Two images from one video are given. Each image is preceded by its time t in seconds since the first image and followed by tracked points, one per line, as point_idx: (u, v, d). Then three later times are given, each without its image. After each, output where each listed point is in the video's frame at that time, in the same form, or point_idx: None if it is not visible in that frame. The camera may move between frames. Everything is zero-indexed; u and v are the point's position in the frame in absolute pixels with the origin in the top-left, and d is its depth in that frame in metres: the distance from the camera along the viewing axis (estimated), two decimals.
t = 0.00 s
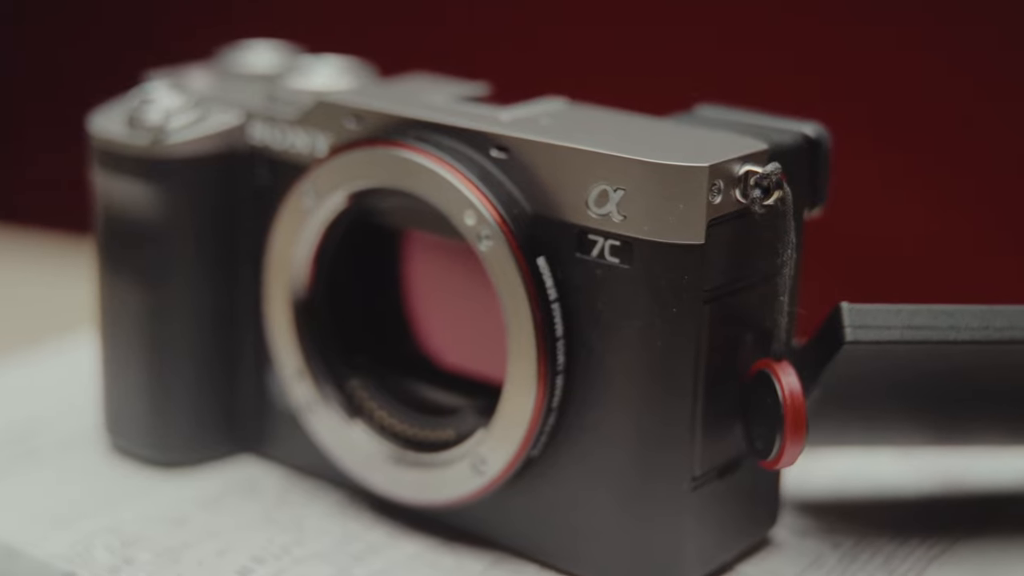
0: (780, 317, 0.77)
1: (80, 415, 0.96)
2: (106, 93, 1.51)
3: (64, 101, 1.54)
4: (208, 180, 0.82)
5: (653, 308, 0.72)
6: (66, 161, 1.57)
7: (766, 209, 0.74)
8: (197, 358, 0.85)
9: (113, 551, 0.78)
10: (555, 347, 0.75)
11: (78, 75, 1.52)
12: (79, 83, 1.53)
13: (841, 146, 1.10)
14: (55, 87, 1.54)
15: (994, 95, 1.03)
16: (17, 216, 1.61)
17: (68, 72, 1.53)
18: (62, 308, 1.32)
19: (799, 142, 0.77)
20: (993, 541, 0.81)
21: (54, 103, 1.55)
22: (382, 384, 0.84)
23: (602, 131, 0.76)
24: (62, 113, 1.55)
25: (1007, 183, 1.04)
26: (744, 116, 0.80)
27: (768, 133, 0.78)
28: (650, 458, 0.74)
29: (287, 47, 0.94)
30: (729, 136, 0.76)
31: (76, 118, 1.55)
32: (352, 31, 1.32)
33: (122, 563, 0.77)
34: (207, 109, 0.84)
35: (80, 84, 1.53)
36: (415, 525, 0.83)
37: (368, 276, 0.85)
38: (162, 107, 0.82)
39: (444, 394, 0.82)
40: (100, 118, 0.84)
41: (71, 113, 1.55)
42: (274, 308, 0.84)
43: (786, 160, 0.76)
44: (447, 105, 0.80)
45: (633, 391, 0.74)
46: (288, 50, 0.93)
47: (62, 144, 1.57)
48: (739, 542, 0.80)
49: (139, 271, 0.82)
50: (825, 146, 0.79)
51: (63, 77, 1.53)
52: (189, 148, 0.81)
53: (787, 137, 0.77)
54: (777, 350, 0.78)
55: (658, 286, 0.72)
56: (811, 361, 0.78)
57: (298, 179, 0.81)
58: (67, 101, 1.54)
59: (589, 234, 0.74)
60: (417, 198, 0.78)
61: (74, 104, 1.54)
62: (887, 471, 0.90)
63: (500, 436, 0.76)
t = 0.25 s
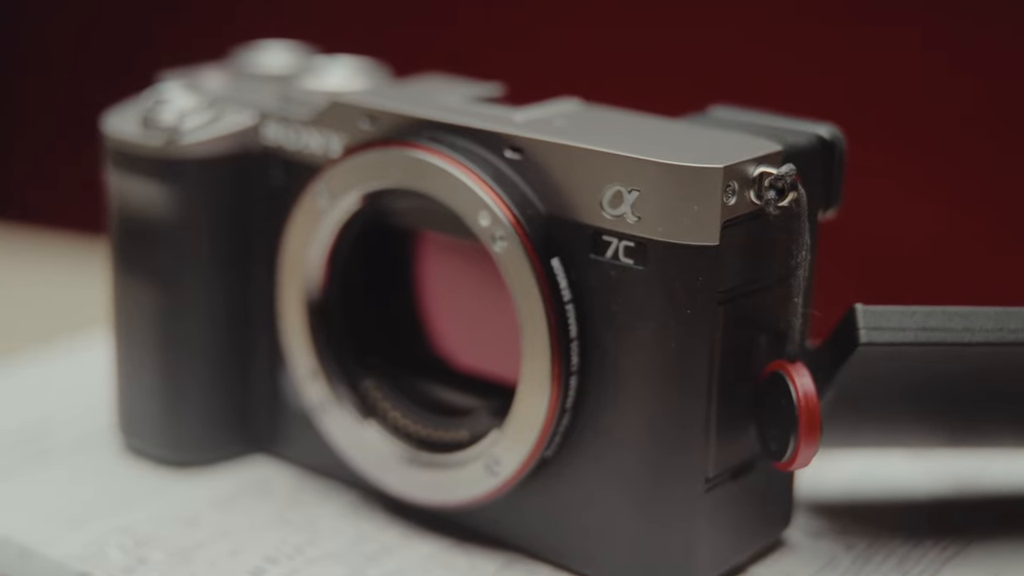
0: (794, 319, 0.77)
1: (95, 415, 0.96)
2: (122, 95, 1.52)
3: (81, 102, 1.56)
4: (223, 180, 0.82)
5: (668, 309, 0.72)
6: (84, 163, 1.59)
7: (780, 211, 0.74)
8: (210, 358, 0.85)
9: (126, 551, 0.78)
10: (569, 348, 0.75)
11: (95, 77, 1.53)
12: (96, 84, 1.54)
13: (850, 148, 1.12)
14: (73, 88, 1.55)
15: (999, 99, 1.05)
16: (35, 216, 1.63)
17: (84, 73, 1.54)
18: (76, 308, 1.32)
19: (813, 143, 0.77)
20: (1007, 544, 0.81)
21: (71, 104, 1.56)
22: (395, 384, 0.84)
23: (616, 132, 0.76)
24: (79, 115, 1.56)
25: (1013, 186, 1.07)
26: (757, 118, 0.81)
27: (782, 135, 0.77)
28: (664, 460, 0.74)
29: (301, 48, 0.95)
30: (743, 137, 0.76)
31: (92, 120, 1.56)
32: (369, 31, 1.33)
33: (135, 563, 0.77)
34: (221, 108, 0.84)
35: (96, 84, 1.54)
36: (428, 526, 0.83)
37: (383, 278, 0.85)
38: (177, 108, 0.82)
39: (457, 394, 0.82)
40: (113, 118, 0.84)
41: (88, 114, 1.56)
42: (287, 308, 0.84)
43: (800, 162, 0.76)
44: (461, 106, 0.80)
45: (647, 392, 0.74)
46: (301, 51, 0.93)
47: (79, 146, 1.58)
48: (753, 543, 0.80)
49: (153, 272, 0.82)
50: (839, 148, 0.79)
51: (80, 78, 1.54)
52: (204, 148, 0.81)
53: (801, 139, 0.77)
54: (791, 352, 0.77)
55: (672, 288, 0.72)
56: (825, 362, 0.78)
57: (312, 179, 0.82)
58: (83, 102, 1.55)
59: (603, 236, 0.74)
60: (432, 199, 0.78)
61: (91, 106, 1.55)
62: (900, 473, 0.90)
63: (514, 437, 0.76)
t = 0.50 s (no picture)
0: (806, 319, 0.77)
1: (107, 414, 0.96)
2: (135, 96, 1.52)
3: (93, 102, 1.56)
4: (234, 181, 0.82)
5: (680, 310, 0.72)
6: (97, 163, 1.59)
7: (792, 212, 0.74)
8: (221, 358, 0.85)
9: (137, 550, 0.78)
10: (580, 349, 0.75)
11: (107, 77, 1.54)
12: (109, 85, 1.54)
13: (859, 149, 1.13)
14: (86, 88, 1.56)
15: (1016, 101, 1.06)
16: (47, 217, 1.64)
17: (97, 74, 1.54)
18: (88, 307, 1.32)
19: (824, 145, 0.77)
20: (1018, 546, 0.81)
21: (84, 104, 1.57)
22: (406, 384, 0.84)
23: (628, 133, 0.76)
24: (92, 115, 1.57)
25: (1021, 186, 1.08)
26: (769, 119, 0.81)
27: (794, 136, 0.77)
28: (675, 460, 0.74)
29: (314, 48, 0.95)
30: (755, 138, 0.76)
31: (104, 120, 1.56)
32: (381, 32, 1.33)
33: (146, 563, 0.77)
34: (233, 109, 0.84)
35: (108, 85, 1.54)
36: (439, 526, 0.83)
37: (394, 281, 0.86)
38: (188, 108, 0.82)
39: (468, 395, 0.82)
40: (125, 118, 0.85)
41: (100, 114, 1.56)
42: (297, 309, 0.84)
43: (812, 163, 0.76)
44: (473, 106, 0.80)
45: (659, 393, 0.74)
46: (314, 51, 0.93)
47: (91, 144, 1.58)
48: (764, 544, 0.79)
49: (164, 272, 0.83)
50: (851, 149, 0.79)
51: (92, 79, 1.55)
52: (216, 148, 0.81)
53: (813, 140, 0.77)
54: (802, 353, 0.77)
55: (683, 288, 0.72)
56: (837, 362, 0.78)
57: (323, 179, 0.82)
58: (96, 102, 1.56)
59: (614, 236, 0.74)
60: (443, 199, 0.78)
61: (103, 106, 1.55)
62: (911, 475, 0.90)
63: (524, 437, 0.76)
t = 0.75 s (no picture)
0: (815, 321, 0.77)
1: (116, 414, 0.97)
2: (143, 95, 1.52)
3: (102, 101, 1.56)
4: (243, 182, 0.83)
5: (689, 310, 0.72)
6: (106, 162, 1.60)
7: (801, 212, 0.74)
8: (230, 358, 0.86)
9: (146, 551, 0.78)
10: (589, 350, 0.75)
11: (115, 77, 1.54)
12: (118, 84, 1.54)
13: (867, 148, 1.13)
14: (95, 87, 1.56)
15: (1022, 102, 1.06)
16: (55, 216, 1.64)
17: (105, 73, 1.54)
18: (96, 307, 1.32)
19: (833, 145, 0.77)
20: None
21: (92, 103, 1.57)
22: (415, 384, 0.84)
23: (637, 133, 0.76)
24: (100, 114, 1.57)
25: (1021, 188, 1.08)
26: (778, 120, 0.80)
27: (803, 136, 0.77)
28: (684, 461, 0.74)
29: (322, 49, 0.95)
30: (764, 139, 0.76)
31: (112, 119, 1.56)
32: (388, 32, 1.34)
33: (154, 563, 0.77)
34: (241, 109, 0.84)
35: (116, 85, 1.54)
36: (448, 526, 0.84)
37: (402, 280, 0.85)
38: (197, 108, 0.82)
39: (477, 396, 0.82)
40: (134, 118, 0.85)
41: (107, 113, 1.56)
42: (307, 309, 0.85)
43: (821, 164, 0.76)
44: (481, 107, 0.80)
45: (668, 394, 0.74)
46: (323, 51, 0.93)
47: (99, 144, 1.59)
48: (773, 545, 0.79)
49: (172, 272, 0.83)
50: (860, 150, 0.79)
51: (101, 78, 1.55)
52: (225, 149, 0.81)
53: (821, 141, 0.77)
54: (812, 354, 0.77)
55: (693, 289, 0.71)
56: (846, 363, 0.78)
57: (333, 179, 0.82)
58: (104, 101, 1.56)
59: (624, 237, 0.74)
60: (452, 200, 0.78)
61: (112, 105, 1.55)
62: (919, 476, 0.90)
63: (533, 438, 0.76)
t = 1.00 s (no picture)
0: (822, 322, 0.77)
1: (124, 414, 0.97)
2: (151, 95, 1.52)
3: (110, 100, 1.56)
4: (251, 181, 0.83)
5: (696, 311, 0.72)
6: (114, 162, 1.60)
7: (809, 213, 0.74)
8: (237, 358, 0.86)
9: (153, 551, 0.78)
10: (596, 351, 0.75)
11: (124, 76, 1.54)
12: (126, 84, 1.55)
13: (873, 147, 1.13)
14: (103, 87, 1.56)
15: None
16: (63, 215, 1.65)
17: (114, 72, 1.55)
18: (104, 307, 1.33)
19: (841, 146, 0.77)
20: None
21: (101, 102, 1.57)
22: (422, 384, 0.84)
23: (645, 133, 0.76)
24: (108, 114, 1.57)
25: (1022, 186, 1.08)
26: (785, 121, 0.80)
27: (811, 137, 0.77)
28: (691, 461, 0.74)
29: (330, 49, 0.95)
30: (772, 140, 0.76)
31: (121, 119, 1.57)
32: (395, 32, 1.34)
33: (162, 563, 0.77)
34: (249, 109, 0.85)
35: (125, 84, 1.55)
36: (454, 526, 0.84)
37: (409, 280, 0.85)
38: (205, 108, 0.82)
39: (484, 396, 0.82)
40: (142, 118, 0.85)
41: (116, 113, 1.56)
42: (313, 309, 0.85)
43: (829, 164, 0.76)
44: (489, 107, 0.80)
45: (675, 394, 0.74)
46: (331, 51, 0.93)
47: (108, 143, 1.59)
48: (780, 545, 0.79)
49: (179, 272, 0.83)
50: (867, 150, 0.79)
51: (110, 77, 1.55)
52: (233, 149, 0.81)
53: (829, 141, 0.77)
54: (819, 354, 0.77)
55: (700, 290, 0.71)
56: (853, 364, 0.78)
57: (340, 179, 0.82)
58: (113, 101, 1.56)
59: (631, 237, 0.74)
60: (459, 200, 0.78)
61: (120, 105, 1.56)
62: (926, 477, 0.90)
63: (540, 438, 0.76)
